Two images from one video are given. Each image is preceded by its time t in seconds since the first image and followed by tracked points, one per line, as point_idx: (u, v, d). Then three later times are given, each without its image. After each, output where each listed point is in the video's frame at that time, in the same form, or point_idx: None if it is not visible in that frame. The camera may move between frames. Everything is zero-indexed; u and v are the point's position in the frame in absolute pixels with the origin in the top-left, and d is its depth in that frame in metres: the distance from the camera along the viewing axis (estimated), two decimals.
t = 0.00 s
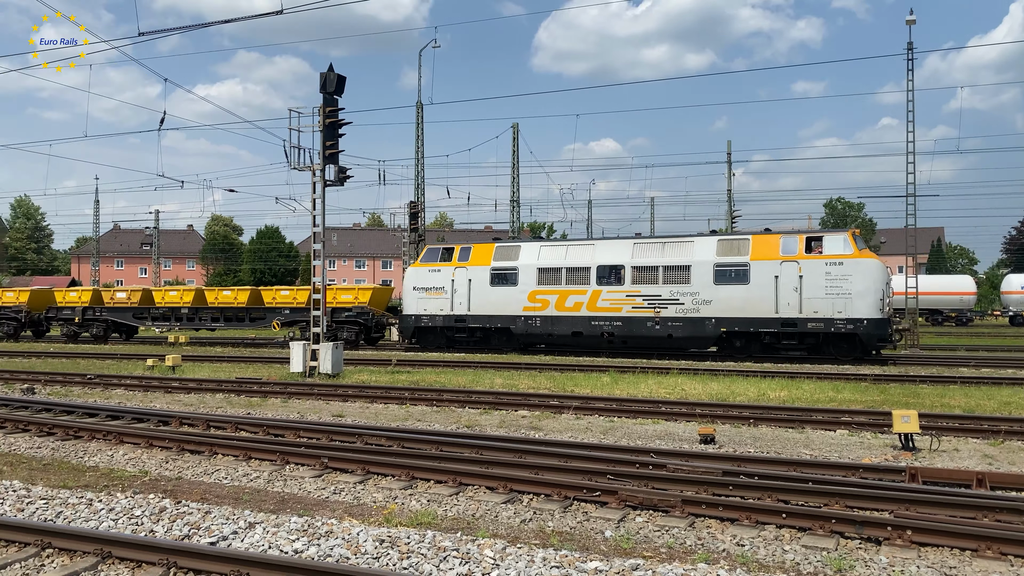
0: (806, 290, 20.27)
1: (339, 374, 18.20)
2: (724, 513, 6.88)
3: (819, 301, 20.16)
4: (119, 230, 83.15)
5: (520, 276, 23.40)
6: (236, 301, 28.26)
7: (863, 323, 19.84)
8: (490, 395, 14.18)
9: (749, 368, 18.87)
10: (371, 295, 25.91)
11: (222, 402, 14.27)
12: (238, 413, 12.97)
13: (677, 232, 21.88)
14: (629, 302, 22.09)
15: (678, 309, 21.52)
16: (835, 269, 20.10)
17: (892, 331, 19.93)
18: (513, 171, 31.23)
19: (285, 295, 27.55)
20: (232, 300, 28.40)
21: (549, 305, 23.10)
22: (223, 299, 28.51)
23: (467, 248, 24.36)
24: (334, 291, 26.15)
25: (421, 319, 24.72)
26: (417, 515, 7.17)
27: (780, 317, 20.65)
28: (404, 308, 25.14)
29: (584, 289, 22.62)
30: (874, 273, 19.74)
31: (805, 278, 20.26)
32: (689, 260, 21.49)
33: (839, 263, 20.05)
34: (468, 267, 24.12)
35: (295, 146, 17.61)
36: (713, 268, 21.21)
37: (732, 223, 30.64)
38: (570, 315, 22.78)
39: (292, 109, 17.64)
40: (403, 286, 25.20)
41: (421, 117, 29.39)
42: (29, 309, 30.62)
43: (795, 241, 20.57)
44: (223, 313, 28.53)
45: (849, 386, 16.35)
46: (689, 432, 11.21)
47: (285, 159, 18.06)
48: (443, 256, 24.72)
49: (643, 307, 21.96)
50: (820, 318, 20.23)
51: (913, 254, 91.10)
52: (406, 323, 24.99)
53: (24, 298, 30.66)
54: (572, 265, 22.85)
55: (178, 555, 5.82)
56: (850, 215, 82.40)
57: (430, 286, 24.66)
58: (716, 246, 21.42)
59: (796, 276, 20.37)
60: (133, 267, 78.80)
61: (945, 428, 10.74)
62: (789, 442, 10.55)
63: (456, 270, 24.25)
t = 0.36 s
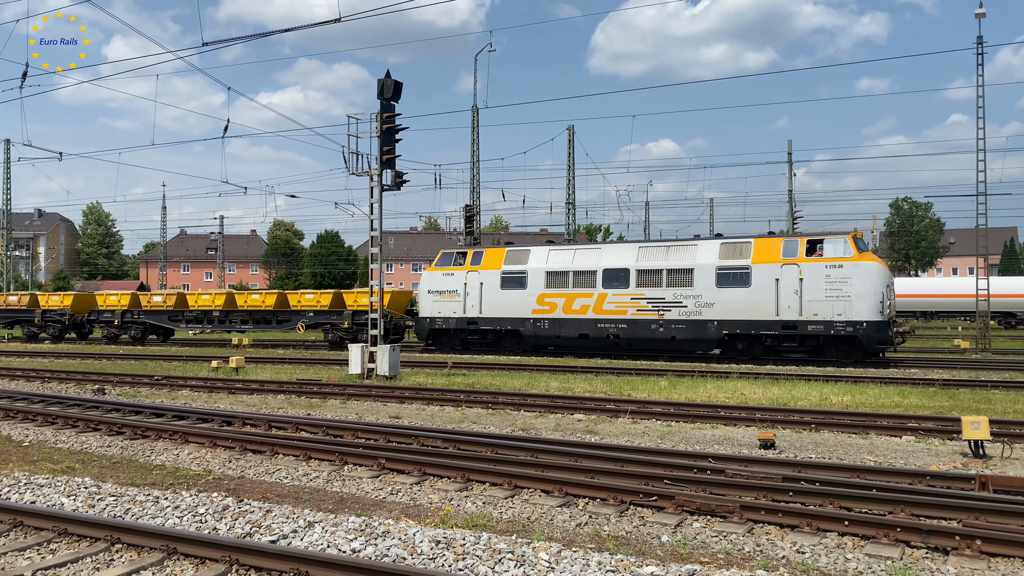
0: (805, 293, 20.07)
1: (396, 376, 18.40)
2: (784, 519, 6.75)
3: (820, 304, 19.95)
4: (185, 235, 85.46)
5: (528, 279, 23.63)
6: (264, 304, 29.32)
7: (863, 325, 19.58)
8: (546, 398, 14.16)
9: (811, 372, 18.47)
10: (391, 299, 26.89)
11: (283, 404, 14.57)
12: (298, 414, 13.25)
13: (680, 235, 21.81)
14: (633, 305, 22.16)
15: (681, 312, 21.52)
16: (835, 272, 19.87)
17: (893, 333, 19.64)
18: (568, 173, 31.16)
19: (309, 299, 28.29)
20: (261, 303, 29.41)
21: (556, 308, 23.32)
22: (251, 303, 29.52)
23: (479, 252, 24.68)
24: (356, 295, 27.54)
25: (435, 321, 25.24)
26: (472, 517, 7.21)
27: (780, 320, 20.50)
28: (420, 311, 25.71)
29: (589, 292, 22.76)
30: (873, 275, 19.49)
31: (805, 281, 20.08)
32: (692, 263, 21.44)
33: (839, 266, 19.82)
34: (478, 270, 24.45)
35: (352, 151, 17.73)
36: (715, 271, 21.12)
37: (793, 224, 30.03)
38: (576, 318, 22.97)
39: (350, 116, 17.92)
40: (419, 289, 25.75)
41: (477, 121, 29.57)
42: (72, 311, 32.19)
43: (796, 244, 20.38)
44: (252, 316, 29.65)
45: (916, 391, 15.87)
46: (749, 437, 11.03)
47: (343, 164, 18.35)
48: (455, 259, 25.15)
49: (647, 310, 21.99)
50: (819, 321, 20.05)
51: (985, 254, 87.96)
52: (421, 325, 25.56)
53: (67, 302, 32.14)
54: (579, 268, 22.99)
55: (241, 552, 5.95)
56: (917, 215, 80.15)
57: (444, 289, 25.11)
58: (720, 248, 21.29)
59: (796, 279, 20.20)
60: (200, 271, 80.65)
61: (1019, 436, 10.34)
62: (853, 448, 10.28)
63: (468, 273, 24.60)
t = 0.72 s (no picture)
0: (796, 295, 20.39)
1: (444, 377, 18.52)
2: (837, 524, 6.63)
3: (810, 305, 20.24)
4: (238, 239, 87.25)
5: (531, 282, 24.20)
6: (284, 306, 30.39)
7: (853, 326, 19.80)
8: (594, 400, 14.13)
9: (865, 375, 18.08)
10: (403, 302, 28.15)
11: (334, 404, 14.81)
12: (349, 414, 13.48)
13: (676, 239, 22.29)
14: (630, 307, 22.62)
15: (677, 314, 21.95)
16: (826, 275, 20.14)
17: (883, 334, 19.81)
18: (616, 174, 31.04)
19: (326, 301, 29.34)
20: (281, 305, 30.55)
21: (558, 310, 23.84)
22: (272, 305, 30.69)
23: (485, 256, 25.30)
24: (369, 297, 28.31)
25: (443, 323, 25.87)
26: (520, 518, 7.23)
27: (772, 321, 20.83)
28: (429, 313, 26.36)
29: (589, 294, 23.27)
30: (862, 277, 19.71)
31: (795, 283, 20.38)
32: (688, 266, 21.88)
33: (829, 269, 20.09)
34: (484, 274, 25.08)
35: (401, 156, 17.65)
36: (709, 274, 21.53)
37: (846, 224, 29.43)
38: (577, 319, 23.46)
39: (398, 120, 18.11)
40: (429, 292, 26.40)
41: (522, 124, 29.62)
42: (104, 314, 33.46)
43: (787, 247, 20.70)
44: (273, 318, 30.70)
45: (975, 395, 15.43)
46: (800, 441, 10.85)
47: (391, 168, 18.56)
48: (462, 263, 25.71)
49: (644, 312, 22.47)
50: (810, 322, 20.33)
51: None
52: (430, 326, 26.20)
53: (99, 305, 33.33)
54: (579, 271, 23.51)
55: (293, 551, 6.06)
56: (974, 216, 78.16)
57: (451, 292, 25.73)
58: (715, 251, 21.72)
59: (787, 281, 20.52)
60: (252, 274, 82.32)
61: None
62: (908, 453, 10.06)
63: (474, 276, 25.25)
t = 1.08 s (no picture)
0: (778, 295, 21.04)
1: (482, 378, 18.54)
2: (881, 528, 6.52)
3: (791, 306, 20.91)
4: (278, 242, 88.44)
5: (526, 284, 24.81)
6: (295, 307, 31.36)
7: (832, 326, 20.41)
8: (632, 401, 14.08)
9: (910, 376, 17.73)
10: (406, 303, 28.92)
11: (373, 404, 14.94)
12: (387, 414, 13.56)
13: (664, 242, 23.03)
14: (620, 308, 23.31)
15: (664, 314, 22.63)
16: (807, 276, 20.78)
17: (862, 334, 20.41)
18: (652, 174, 30.86)
19: (335, 302, 30.25)
20: (292, 306, 31.51)
21: (552, 311, 24.47)
22: (283, 306, 31.68)
23: (484, 259, 25.89)
24: (375, 298, 29.11)
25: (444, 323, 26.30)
26: (557, 519, 7.22)
27: (755, 321, 21.49)
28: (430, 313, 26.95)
29: (581, 296, 23.92)
30: (841, 279, 20.35)
31: (777, 284, 21.04)
32: (674, 268, 22.59)
33: (810, 270, 20.73)
34: (483, 276, 25.70)
35: (437, 158, 17.84)
36: (695, 275, 22.22)
37: (888, 223, 28.88)
38: (570, 320, 24.08)
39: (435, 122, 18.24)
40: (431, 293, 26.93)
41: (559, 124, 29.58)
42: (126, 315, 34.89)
43: (769, 249, 21.37)
44: (284, 318, 31.63)
45: None
46: (843, 443, 10.67)
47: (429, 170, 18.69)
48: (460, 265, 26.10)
49: (633, 312, 23.15)
50: (792, 322, 20.96)
51: None
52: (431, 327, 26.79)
53: (120, 307, 34.88)
54: (572, 273, 24.17)
55: (333, 549, 6.12)
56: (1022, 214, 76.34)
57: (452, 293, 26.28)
58: (701, 253, 22.42)
59: (770, 282, 21.17)
60: (292, 276, 83.34)
61: None
62: (954, 455, 9.85)
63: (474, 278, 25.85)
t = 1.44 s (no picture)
0: (753, 295, 21.47)
1: (510, 377, 18.57)
2: (915, 530, 6.43)
3: (765, 305, 21.32)
4: (308, 242, 89.19)
5: (515, 284, 25.42)
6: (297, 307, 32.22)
7: (804, 324, 20.77)
8: (661, 401, 14.00)
9: (945, 376, 17.44)
10: (404, 303, 29.71)
11: (401, 403, 15.02)
12: (416, 413, 13.63)
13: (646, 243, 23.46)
14: (603, 307, 23.79)
15: (646, 313, 23.06)
16: (780, 276, 21.19)
17: (833, 332, 20.76)
18: (682, 172, 30.67)
19: (336, 302, 31.09)
20: (295, 306, 32.38)
21: (540, 310, 25.00)
22: (286, 306, 32.56)
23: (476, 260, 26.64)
24: (374, 298, 29.93)
25: (439, 322, 27.27)
26: (587, 518, 7.22)
27: (732, 320, 21.91)
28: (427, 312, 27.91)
29: (567, 296, 24.40)
30: (812, 278, 20.73)
31: (752, 284, 21.48)
32: (655, 269, 23.03)
33: (783, 270, 21.14)
34: (474, 277, 26.44)
35: (465, 157, 18.31)
36: (675, 275, 22.67)
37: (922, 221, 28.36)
38: (556, 319, 24.57)
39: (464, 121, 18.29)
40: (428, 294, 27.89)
41: (586, 123, 29.53)
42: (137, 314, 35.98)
43: (745, 250, 21.83)
44: (286, 317, 32.48)
45: None
46: (876, 443, 10.53)
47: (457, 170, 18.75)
48: (456, 267, 27.21)
49: (616, 311, 23.59)
50: (766, 321, 21.36)
51: None
52: (427, 326, 27.73)
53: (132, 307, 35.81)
54: (558, 273, 24.64)
55: (364, 546, 6.16)
56: None
57: (446, 294, 27.13)
58: (680, 254, 22.88)
59: (745, 282, 21.61)
60: (323, 276, 84.02)
61: None
62: (991, 456, 9.67)
63: (466, 279, 26.60)
